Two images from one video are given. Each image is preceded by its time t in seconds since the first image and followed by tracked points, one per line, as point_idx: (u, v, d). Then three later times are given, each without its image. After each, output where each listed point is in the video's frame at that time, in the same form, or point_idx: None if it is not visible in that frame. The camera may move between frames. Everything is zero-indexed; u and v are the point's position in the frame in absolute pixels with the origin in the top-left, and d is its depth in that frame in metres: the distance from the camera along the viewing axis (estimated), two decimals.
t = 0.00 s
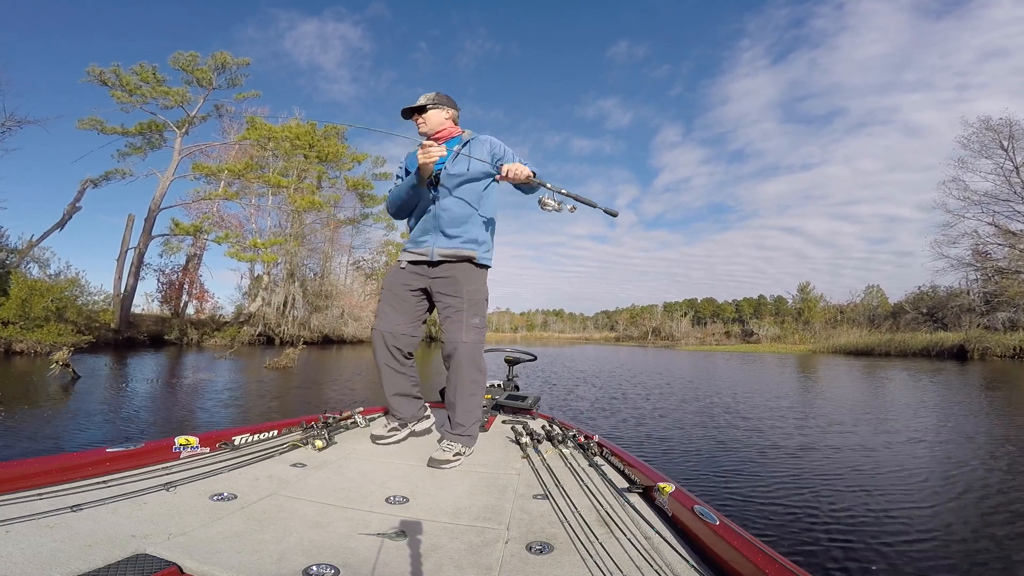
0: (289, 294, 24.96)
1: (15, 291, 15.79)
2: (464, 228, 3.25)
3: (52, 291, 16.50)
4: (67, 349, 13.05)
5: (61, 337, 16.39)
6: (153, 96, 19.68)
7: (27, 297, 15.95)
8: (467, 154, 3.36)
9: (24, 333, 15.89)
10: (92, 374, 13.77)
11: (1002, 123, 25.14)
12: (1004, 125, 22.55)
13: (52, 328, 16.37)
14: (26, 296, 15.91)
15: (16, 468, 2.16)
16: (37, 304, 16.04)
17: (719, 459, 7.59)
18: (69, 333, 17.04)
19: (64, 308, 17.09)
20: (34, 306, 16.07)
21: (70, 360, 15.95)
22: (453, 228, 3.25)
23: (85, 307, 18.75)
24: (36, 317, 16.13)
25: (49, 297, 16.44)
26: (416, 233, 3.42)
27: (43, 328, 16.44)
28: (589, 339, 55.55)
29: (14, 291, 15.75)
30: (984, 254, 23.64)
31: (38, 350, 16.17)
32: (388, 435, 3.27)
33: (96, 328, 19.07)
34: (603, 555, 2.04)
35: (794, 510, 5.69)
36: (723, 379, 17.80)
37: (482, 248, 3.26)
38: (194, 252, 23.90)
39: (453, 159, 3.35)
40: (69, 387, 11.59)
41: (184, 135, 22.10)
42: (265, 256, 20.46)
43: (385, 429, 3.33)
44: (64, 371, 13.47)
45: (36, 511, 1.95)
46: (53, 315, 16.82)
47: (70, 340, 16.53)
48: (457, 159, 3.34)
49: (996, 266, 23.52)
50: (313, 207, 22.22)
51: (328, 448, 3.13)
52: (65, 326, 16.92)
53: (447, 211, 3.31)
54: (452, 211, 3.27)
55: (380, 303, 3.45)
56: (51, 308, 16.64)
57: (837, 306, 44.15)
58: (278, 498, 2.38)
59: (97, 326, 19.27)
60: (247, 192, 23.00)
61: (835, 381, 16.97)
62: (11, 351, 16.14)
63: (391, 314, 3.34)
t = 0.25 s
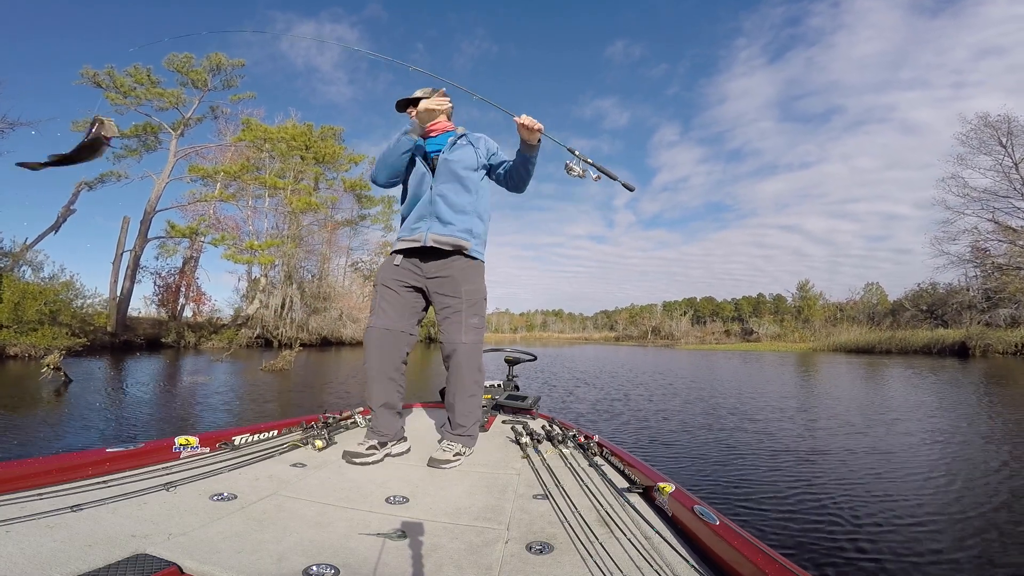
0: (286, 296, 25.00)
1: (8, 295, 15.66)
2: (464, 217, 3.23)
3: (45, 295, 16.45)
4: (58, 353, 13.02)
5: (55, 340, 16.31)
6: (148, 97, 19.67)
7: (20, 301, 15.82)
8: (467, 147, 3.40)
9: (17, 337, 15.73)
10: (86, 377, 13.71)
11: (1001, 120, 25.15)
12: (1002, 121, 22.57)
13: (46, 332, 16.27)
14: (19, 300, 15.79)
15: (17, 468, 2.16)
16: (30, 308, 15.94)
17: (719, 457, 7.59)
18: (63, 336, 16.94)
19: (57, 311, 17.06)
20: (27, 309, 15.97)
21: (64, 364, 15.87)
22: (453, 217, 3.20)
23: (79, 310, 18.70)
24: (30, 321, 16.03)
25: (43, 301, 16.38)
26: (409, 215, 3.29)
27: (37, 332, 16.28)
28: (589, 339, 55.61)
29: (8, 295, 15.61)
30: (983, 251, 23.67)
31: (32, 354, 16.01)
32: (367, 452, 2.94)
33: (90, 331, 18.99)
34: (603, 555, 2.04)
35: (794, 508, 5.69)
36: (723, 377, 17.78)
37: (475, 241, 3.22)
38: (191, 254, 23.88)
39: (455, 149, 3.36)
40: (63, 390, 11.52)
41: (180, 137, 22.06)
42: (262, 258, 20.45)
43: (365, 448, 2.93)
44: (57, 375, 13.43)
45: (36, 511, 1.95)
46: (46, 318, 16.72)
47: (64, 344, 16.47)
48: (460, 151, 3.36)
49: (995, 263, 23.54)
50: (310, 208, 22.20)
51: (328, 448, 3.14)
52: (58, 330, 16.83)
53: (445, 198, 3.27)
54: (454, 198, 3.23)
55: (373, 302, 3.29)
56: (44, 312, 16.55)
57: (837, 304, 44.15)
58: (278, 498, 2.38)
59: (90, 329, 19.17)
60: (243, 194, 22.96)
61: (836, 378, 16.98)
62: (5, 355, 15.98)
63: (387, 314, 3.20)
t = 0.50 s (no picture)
0: (283, 296, 24.95)
1: None
2: (456, 213, 3.11)
3: (37, 297, 16.35)
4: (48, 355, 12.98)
5: (47, 341, 16.02)
6: (143, 98, 19.66)
7: (12, 302, 15.65)
8: (449, 138, 3.23)
9: (9, 339, 15.49)
10: (79, 379, 13.65)
11: (999, 118, 25.14)
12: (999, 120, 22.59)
13: (38, 334, 16.10)
14: (10, 301, 15.63)
15: (17, 468, 2.16)
16: (20, 309, 15.74)
17: (717, 456, 7.59)
18: (55, 338, 16.77)
19: (48, 312, 16.97)
20: (19, 310, 15.81)
21: (57, 366, 15.74)
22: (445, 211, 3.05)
23: (73, 311, 18.64)
24: (22, 322, 15.85)
25: (34, 301, 16.28)
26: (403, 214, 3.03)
27: (28, 333, 16.05)
28: (588, 339, 55.61)
29: None
30: (981, 250, 23.65)
31: (24, 355, 15.75)
32: (356, 472, 2.63)
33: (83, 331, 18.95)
34: (603, 555, 2.04)
35: (793, 507, 5.69)
36: (721, 377, 17.79)
37: (467, 238, 3.14)
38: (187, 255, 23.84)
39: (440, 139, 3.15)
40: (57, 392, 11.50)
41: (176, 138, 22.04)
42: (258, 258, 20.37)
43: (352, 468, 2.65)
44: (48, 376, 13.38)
45: (36, 511, 1.95)
46: (38, 320, 16.60)
47: (56, 345, 16.19)
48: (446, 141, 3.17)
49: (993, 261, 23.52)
50: (306, 209, 22.18)
51: (328, 448, 3.13)
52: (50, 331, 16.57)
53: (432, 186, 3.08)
54: (449, 191, 3.05)
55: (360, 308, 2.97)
56: (36, 313, 16.42)
57: (835, 304, 44.16)
58: (278, 498, 2.38)
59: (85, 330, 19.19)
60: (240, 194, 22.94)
61: (835, 378, 16.98)
62: None
63: (380, 321, 2.94)
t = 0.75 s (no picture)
0: (282, 292, 24.83)
1: None
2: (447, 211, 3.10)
3: (32, 289, 16.03)
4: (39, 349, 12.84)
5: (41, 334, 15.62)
6: (145, 92, 19.65)
7: (6, 294, 15.33)
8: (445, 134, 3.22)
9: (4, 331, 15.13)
10: (72, 374, 13.54)
11: (1003, 124, 25.06)
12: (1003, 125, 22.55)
13: (32, 326, 15.72)
14: (5, 293, 15.33)
15: (17, 468, 2.16)
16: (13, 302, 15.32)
17: (715, 459, 7.58)
18: (49, 331, 16.46)
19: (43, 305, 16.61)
20: (13, 303, 15.50)
21: (48, 360, 15.52)
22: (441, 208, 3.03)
23: (68, 305, 18.49)
24: (16, 315, 15.55)
25: (29, 294, 15.93)
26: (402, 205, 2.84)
27: (21, 326, 15.73)
28: (587, 340, 55.62)
29: None
30: (983, 256, 23.56)
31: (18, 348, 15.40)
32: (355, 473, 2.63)
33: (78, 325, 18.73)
34: (603, 555, 2.04)
35: (791, 512, 5.68)
36: (720, 379, 17.78)
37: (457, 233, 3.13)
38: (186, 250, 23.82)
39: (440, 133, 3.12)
40: (52, 385, 11.55)
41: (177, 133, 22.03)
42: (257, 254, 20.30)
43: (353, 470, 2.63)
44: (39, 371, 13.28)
45: (36, 511, 1.95)
46: (32, 312, 16.35)
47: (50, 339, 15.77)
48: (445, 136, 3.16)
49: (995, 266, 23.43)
50: (307, 205, 22.17)
51: (328, 448, 3.14)
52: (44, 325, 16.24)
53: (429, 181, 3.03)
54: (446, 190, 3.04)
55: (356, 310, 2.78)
56: (30, 305, 16.11)
57: (836, 308, 44.13)
58: (278, 499, 2.38)
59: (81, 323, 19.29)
60: (240, 190, 22.90)
61: (834, 382, 16.96)
62: None
63: (379, 322, 2.78)
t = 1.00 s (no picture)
0: (282, 288, 24.85)
1: None
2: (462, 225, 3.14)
3: (30, 280, 16.01)
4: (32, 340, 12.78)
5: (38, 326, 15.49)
6: (151, 86, 19.69)
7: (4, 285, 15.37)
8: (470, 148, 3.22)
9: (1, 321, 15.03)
10: (68, 366, 13.50)
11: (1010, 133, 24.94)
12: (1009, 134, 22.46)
13: (29, 317, 15.77)
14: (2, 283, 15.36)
15: (18, 467, 2.16)
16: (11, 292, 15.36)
17: (714, 464, 7.56)
18: (46, 322, 16.42)
19: (41, 296, 16.65)
20: (10, 294, 15.50)
21: (42, 352, 15.41)
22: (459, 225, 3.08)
23: (65, 297, 18.44)
24: (13, 305, 15.59)
25: (27, 285, 15.92)
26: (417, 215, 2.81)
27: (18, 318, 15.73)
28: (588, 342, 55.57)
29: None
30: (987, 266, 23.46)
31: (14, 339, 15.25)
32: (356, 473, 2.64)
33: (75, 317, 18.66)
34: (603, 555, 2.04)
35: (789, 518, 5.67)
36: (720, 384, 17.73)
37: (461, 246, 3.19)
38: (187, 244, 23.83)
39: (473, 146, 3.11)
40: (48, 377, 11.63)
41: (181, 126, 22.04)
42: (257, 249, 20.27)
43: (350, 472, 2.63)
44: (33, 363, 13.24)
45: (36, 511, 1.95)
46: (30, 303, 16.34)
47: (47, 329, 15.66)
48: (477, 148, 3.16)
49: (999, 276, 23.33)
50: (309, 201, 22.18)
51: (328, 448, 3.14)
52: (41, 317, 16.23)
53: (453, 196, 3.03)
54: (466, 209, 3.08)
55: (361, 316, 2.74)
56: (28, 297, 16.14)
57: (837, 314, 44.04)
58: (278, 498, 2.38)
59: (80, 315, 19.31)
60: (243, 184, 22.89)
61: (834, 389, 16.92)
62: None
63: (381, 330, 2.77)
